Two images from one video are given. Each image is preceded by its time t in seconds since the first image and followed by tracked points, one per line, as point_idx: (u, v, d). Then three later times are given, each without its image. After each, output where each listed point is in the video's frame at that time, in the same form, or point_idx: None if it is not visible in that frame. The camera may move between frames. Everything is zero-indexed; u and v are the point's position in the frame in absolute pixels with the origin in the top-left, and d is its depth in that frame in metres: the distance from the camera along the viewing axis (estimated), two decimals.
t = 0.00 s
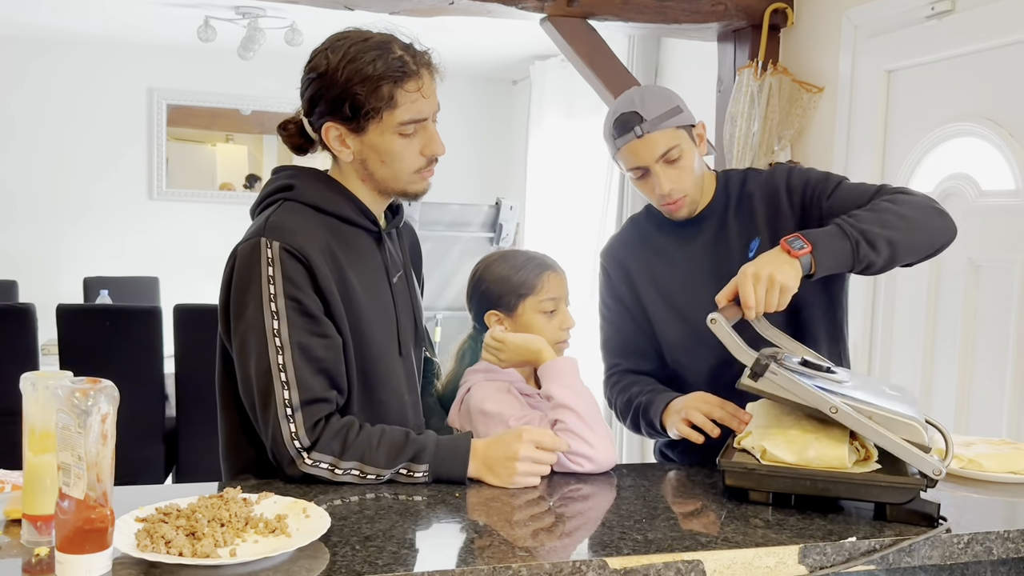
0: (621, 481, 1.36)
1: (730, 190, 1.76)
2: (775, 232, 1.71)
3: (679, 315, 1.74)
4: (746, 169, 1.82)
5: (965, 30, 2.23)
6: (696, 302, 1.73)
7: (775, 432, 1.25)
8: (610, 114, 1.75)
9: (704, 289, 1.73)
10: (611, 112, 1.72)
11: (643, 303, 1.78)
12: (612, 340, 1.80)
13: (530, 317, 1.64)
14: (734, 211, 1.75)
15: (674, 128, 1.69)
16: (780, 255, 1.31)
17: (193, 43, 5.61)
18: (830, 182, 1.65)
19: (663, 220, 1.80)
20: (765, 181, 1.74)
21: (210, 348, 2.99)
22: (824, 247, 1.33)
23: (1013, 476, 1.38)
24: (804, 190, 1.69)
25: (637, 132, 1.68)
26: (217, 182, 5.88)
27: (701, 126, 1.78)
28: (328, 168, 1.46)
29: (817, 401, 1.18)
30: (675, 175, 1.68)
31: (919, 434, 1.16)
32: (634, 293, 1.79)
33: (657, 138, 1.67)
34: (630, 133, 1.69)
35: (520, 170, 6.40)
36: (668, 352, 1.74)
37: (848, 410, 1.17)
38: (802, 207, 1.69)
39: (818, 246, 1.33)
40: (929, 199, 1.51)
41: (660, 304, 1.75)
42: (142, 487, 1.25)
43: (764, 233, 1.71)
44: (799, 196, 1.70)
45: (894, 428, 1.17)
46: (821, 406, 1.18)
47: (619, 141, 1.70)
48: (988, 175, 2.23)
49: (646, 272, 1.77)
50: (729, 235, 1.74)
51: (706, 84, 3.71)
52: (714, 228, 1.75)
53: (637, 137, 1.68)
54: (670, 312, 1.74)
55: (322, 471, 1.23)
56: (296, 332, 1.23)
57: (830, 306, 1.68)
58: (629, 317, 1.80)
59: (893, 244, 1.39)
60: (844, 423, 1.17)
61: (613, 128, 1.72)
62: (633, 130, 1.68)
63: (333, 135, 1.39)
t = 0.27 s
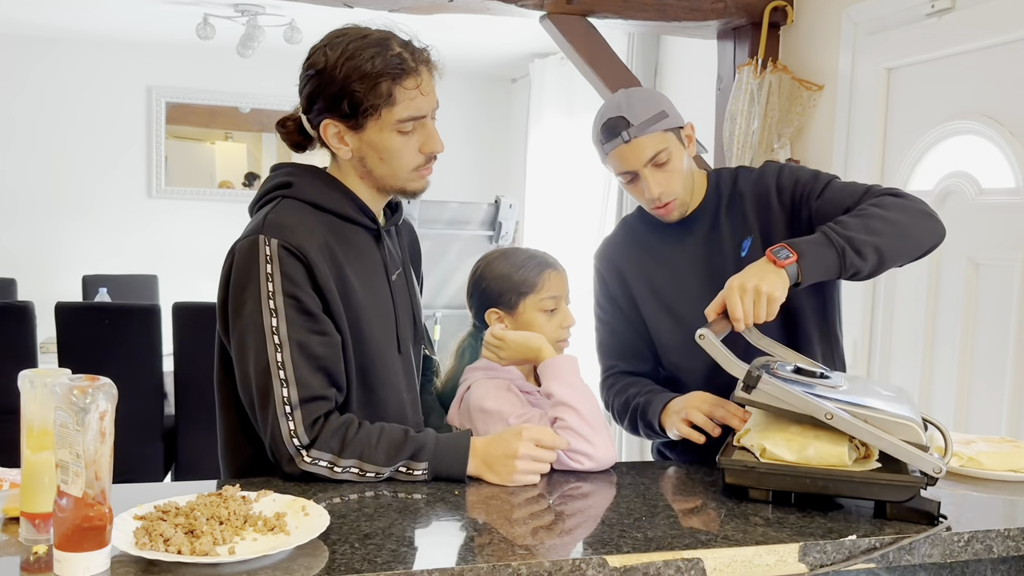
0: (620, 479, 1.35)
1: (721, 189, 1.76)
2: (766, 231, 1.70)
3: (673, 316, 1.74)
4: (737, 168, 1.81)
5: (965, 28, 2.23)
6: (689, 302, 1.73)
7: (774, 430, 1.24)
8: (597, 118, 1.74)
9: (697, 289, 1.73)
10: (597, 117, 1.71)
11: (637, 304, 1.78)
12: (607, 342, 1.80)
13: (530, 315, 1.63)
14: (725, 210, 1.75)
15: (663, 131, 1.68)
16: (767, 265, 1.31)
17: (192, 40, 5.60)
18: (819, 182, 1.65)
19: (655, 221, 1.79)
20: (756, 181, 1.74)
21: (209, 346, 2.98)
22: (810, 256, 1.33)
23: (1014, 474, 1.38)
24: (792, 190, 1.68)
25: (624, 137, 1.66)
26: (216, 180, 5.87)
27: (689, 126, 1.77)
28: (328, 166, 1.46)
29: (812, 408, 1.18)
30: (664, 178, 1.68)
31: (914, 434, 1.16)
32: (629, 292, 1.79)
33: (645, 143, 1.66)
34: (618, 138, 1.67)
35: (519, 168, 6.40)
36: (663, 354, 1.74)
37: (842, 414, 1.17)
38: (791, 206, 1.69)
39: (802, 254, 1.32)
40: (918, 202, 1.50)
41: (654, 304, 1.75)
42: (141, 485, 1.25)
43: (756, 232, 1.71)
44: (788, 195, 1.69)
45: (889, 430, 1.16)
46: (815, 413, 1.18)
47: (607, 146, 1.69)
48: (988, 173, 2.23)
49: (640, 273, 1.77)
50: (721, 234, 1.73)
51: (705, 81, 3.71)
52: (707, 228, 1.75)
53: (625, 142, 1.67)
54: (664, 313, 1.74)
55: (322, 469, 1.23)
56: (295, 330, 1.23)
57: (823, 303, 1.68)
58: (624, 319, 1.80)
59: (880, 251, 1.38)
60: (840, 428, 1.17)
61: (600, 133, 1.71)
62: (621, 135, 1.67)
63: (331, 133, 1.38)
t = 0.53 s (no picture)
0: (618, 476, 1.35)
1: (714, 187, 1.75)
2: (760, 230, 1.70)
3: (667, 316, 1.73)
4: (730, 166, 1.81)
5: (965, 25, 2.23)
6: (684, 303, 1.72)
7: (774, 427, 1.24)
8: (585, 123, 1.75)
9: (691, 289, 1.72)
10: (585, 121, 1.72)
11: (632, 305, 1.77)
12: (604, 344, 1.81)
13: (532, 312, 1.63)
14: (719, 208, 1.74)
15: (650, 133, 1.68)
16: (756, 271, 1.31)
17: (191, 39, 5.59)
18: (813, 180, 1.65)
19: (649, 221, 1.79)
20: (749, 179, 1.73)
21: (208, 344, 2.98)
22: (801, 259, 1.33)
23: (1013, 472, 1.38)
24: (786, 188, 1.68)
25: (611, 141, 1.67)
26: (215, 178, 5.87)
27: (678, 126, 1.77)
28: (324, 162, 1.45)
29: (809, 410, 1.18)
30: (654, 181, 1.68)
31: (910, 433, 1.16)
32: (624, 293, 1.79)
33: (633, 146, 1.66)
34: (606, 142, 1.68)
35: (519, 165, 6.39)
36: (659, 355, 1.74)
37: (840, 417, 1.17)
38: (785, 204, 1.68)
39: (794, 257, 1.33)
40: (911, 199, 1.49)
41: (649, 304, 1.75)
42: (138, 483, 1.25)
43: (750, 229, 1.70)
44: (781, 193, 1.69)
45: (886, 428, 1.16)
46: (813, 415, 1.18)
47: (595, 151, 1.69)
48: (988, 170, 2.23)
49: (635, 274, 1.77)
50: (716, 233, 1.73)
51: (705, 79, 3.71)
52: (701, 227, 1.75)
53: (613, 146, 1.67)
54: (658, 313, 1.74)
55: (320, 466, 1.22)
56: (293, 327, 1.22)
57: (818, 300, 1.67)
58: (620, 320, 1.79)
59: (873, 252, 1.38)
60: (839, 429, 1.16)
61: (588, 137, 1.71)
62: (608, 139, 1.68)
63: (328, 131, 1.38)
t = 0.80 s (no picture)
0: (618, 474, 1.35)
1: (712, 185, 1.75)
2: (757, 228, 1.70)
3: (665, 315, 1.73)
4: (727, 164, 1.80)
5: (965, 23, 2.22)
6: (682, 302, 1.72)
7: (773, 426, 1.24)
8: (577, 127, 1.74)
9: (689, 288, 1.72)
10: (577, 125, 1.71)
11: (630, 304, 1.77)
12: (603, 344, 1.81)
13: (538, 305, 1.63)
14: (717, 207, 1.74)
15: (644, 135, 1.67)
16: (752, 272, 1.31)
17: (189, 37, 5.57)
18: (811, 178, 1.64)
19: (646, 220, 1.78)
20: (747, 177, 1.73)
21: (207, 343, 2.97)
22: (798, 260, 1.32)
23: (1013, 469, 1.38)
24: (785, 187, 1.67)
25: (604, 145, 1.66)
26: (213, 177, 5.87)
27: (671, 126, 1.76)
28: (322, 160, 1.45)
29: (808, 409, 1.17)
30: (649, 183, 1.67)
31: (910, 431, 1.16)
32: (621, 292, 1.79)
33: (627, 150, 1.65)
34: (599, 147, 1.67)
35: (517, 163, 6.39)
36: (657, 355, 1.73)
37: (840, 415, 1.16)
38: (783, 203, 1.68)
39: (791, 256, 1.32)
40: (911, 198, 1.48)
41: (646, 304, 1.74)
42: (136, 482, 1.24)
43: (747, 228, 1.70)
44: (780, 192, 1.68)
45: (886, 427, 1.16)
46: (813, 414, 1.17)
47: (588, 156, 1.69)
48: (988, 168, 2.22)
49: (633, 273, 1.76)
50: (713, 232, 1.72)
51: (704, 77, 3.71)
52: (700, 226, 1.74)
53: (606, 149, 1.66)
54: (656, 313, 1.74)
55: (319, 465, 1.22)
56: (291, 326, 1.22)
57: (816, 298, 1.67)
58: (618, 320, 1.79)
59: (870, 252, 1.37)
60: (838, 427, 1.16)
61: (580, 142, 1.70)
62: (601, 143, 1.67)
63: (327, 128, 1.38)
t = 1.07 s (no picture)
0: (616, 472, 1.35)
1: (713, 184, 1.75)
2: (758, 228, 1.69)
3: (664, 315, 1.73)
4: (728, 163, 1.80)
5: (965, 20, 2.22)
6: (681, 302, 1.72)
7: (773, 424, 1.24)
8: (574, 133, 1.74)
9: (688, 288, 1.72)
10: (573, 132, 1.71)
11: (628, 304, 1.77)
12: (603, 345, 1.82)
13: (540, 301, 1.63)
14: (717, 206, 1.73)
15: (638, 140, 1.67)
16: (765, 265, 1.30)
17: (187, 36, 5.56)
18: (813, 179, 1.64)
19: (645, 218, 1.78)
20: (748, 175, 1.72)
21: (205, 342, 2.97)
22: (809, 253, 1.32)
23: (1013, 467, 1.38)
24: (786, 187, 1.67)
25: (598, 153, 1.66)
26: (212, 176, 5.86)
27: (669, 130, 1.76)
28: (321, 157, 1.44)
29: (808, 408, 1.17)
30: (645, 188, 1.67)
31: (910, 430, 1.15)
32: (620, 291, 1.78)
33: (621, 155, 1.65)
34: (594, 154, 1.67)
35: (515, 161, 6.38)
36: (656, 355, 1.74)
37: (839, 414, 1.16)
38: (785, 204, 1.68)
39: (802, 250, 1.31)
40: (916, 200, 1.48)
41: (645, 304, 1.74)
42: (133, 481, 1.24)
43: (748, 228, 1.69)
44: (781, 192, 1.68)
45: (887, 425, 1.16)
46: (814, 412, 1.17)
47: (584, 163, 1.69)
48: (987, 166, 2.22)
49: (632, 273, 1.76)
50: (713, 231, 1.72)
51: (702, 75, 3.70)
52: (699, 226, 1.74)
53: (602, 156, 1.66)
54: (654, 313, 1.74)
55: (317, 464, 1.22)
56: (290, 324, 1.22)
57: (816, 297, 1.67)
58: (618, 321, 1.79)
59: (878, 251, 1.36)
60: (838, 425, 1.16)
61: (577, 148, 1.71)
62: (596, 150, 1.67)
63: (327, 125, 1.37)
